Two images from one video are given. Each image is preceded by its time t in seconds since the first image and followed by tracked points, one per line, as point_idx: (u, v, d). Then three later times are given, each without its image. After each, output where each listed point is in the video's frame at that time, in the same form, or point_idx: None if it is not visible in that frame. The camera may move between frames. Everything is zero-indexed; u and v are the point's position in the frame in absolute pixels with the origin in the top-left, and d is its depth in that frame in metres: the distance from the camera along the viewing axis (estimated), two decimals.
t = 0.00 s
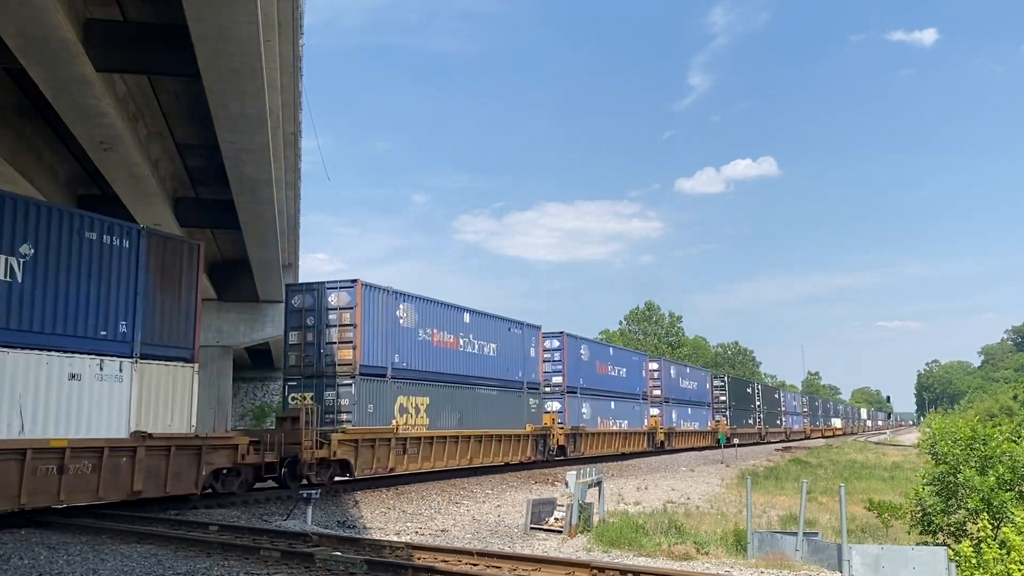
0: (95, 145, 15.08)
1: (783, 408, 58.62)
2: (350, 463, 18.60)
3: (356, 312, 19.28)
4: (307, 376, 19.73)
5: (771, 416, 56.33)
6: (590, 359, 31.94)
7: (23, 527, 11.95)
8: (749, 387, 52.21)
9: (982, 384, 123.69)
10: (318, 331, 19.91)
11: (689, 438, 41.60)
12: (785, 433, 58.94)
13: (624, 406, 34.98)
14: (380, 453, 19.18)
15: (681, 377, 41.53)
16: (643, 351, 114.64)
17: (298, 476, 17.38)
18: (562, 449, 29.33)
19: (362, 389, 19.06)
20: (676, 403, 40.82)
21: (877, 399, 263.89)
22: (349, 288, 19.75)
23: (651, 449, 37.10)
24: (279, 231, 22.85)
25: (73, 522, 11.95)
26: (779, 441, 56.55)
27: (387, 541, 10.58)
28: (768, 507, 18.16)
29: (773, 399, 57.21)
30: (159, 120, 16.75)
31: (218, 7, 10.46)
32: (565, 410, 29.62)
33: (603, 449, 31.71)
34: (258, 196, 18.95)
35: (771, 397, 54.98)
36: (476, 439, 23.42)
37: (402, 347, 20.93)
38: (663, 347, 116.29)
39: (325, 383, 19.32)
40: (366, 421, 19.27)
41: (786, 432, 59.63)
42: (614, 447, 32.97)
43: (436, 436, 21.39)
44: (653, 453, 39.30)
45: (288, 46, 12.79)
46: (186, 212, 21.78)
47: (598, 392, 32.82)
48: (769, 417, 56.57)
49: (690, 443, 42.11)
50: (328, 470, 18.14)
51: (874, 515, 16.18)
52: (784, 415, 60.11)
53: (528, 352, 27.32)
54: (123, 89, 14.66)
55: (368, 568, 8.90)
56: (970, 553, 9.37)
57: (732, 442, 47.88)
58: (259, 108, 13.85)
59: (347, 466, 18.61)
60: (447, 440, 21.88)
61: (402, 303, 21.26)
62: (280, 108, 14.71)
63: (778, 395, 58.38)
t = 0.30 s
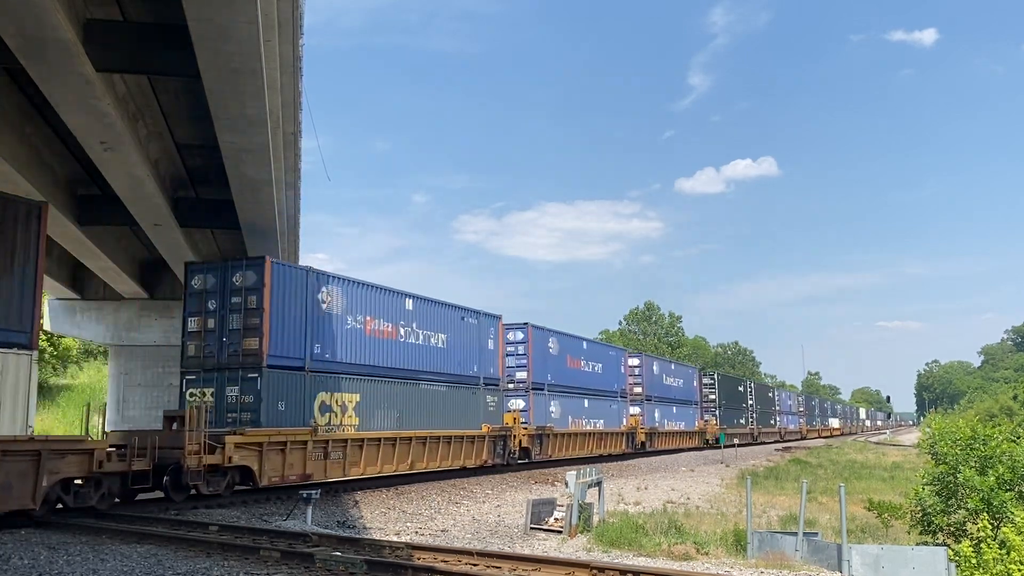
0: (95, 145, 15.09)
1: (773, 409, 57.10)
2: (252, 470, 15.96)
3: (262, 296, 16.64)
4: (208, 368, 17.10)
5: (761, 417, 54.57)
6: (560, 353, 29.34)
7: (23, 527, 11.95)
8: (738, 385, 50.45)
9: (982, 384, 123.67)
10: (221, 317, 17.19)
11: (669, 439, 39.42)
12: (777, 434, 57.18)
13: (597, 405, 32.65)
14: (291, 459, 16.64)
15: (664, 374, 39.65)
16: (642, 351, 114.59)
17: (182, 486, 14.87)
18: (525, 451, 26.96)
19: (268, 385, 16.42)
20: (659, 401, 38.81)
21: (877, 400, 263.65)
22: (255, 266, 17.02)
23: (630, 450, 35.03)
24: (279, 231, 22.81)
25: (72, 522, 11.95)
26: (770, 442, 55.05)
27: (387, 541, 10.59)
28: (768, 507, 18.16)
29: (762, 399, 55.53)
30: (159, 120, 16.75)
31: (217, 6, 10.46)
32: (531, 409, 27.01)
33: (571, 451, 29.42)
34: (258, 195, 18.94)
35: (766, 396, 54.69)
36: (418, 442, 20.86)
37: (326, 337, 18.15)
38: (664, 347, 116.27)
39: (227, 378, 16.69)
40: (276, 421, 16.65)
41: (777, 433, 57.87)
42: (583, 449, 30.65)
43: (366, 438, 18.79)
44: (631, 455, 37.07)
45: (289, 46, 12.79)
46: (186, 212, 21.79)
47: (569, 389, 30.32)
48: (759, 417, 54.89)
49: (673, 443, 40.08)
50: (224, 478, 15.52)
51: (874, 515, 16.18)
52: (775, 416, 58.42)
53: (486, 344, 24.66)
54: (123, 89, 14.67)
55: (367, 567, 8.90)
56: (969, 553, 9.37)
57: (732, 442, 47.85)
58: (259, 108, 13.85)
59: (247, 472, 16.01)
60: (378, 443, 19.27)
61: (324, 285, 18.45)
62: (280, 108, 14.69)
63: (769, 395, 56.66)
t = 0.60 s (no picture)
0: (94, 145, 15.08)
1: (765, 408, 55.34)
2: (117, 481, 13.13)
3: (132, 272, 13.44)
4: (70, 360, 13.74)
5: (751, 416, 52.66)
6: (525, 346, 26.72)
7: (23, 527, 11.95)
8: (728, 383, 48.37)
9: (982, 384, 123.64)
10: (85, 296, 13.81)
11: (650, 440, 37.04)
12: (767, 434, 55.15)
13: (569, 403, 30.01)
14: (169, 467, 13.86)
15: (646, 370, 37.46)
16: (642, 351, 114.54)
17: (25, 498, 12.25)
18: (481, 454, 24.35)
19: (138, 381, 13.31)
20: (641, 400, 36.52)
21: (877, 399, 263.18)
22: (126, 236, 13.62)
23: (607, 452, 32.79)
24: (279, 231, 22.78)
25: (73, 522, 11.95)
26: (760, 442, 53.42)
27: (387, 541, 10.59)
28: (768, 507, 18.17)
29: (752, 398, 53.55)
30: (158, 119, 16.74)
31: (217, 6, 10.45)
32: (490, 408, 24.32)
33: (537, 454, 26.80)
34: (257, 195, 18.91)
35: (759, 394, 54.42)
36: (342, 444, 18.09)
37: (219, 322, 15.17)
38: (663, 347, 116.23)
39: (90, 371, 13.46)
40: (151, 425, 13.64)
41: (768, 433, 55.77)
42: (552, 451, 28.07)
43: (273, 441, 16.00)
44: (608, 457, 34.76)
45: (289, 46, 12.79)
46: (186, 212, 21.79)
47: (536, 386, 27.73)
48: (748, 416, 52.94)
49: (655, 445, 37.76)
50: (78, 491, 12.82)
51: (874, 515, 16.18)
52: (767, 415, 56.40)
53: (434, 334, 21.88)
54: (123, 89, 14.67)
55: (368, 567, 8.89)
56: (970, 553, 9.37)
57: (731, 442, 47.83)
58: (259, 108, 13.85)
59: (112, 482, 13.26)
60: (288, 447, 16.47)
61: (220, 262, 15.42)
62: (280, 109, 14.68)
63: (759, 393, 54.65)
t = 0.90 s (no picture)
0: (95, 145, 15.09)
1: (756, 406, 53.58)
2: None
3: None
4: None
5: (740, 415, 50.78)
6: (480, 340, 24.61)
7: (23, 527, 11.95)
8: (715, 381, 46.48)
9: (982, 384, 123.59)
10: None
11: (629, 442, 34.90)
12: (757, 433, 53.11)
13: (534, 401, 27.77)
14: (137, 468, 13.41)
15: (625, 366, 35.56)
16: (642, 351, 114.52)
17: None
18: (426, 458, 22.05)
19: None
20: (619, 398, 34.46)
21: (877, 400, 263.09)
22: None
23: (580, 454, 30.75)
24: (279, 231, 22.78)
25: (73, 522, 11.95)
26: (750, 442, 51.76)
27: (387, 541, 10.59)
28: (768, 507, 18.17)
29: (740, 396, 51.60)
30: (159, 119, 16.74)
31: (218, 6, 10.45)
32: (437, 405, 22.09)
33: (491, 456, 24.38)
34: (257, 195, 18.91)
35: (753, 392, 53.83)
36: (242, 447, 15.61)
37: (74, 301, 12.87)
38: (664, 347, 116.19)
39: None
40: None
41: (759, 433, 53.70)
42: (514, 454, 25.79)
43: (145, 444, 13.49)
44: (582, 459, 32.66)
45: (289, 46, 12.79)
46: (186, 212, 21.79)
47: (495, 382, 25.51)
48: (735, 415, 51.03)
49: (635, 446, 35.59)
50: None
51: (874, 515, 16.18)
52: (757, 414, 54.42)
53: (360, 320, 19.75)
54: (123, 89, 14.67)
55: (368, 567, 8.90)
56: (970, 553, 9.36)
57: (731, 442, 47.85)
58: (259, 108, 13.86)
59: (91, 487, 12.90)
60: (166, 452, 13.98)
61: (76, 227, 13.05)
62: (280, 109, 14.67)
63: (749, 390, 52.67)
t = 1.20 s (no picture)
0: (95, 145, 15.09)
1: (743, 404, 51.65)
2: None
3: None
4: None
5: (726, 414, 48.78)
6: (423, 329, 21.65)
7: (23, 527, 11.95)
8: (701, 378, 44.31)
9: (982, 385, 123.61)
10: None
11: (603, 442, 32.40)
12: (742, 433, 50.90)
13: (491, 399, 24.95)
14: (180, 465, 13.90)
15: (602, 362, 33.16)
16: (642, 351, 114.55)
17: None
18: (357, 463, 19.23)
19: None
20: (594, 395, 32.02)
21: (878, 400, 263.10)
22: None
23: (549, 457, 28.29)
24: (279, 231, 22.77)
25: (73, 522, 11.93)
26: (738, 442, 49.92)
27: (387, 541, 10.58)
28: (768, 507, 18.17)
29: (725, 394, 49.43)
30: (159, 119, 16.74)
31: (218, 6, 10.46)
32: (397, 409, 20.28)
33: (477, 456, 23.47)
34: (257, 195, 18.91)
35: (744, 391, 52.59)
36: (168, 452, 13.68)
37: None
38: (664, 347, 116.16)
39: None
40: None
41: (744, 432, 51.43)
42: (483, 456, 24.16)
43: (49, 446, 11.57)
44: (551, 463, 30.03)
45: (289, 46, 12.79)
46: (186, 212, 21.80)
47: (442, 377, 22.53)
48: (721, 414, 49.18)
49: (610, 448, 33.18)
50: None
51: (874, 515, 16.17)
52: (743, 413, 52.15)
53: (269, 305, 16.82)
54: (124, 89, 14.66)
55: (368, 568, 8.90)
56: (970, 553, 9.36)
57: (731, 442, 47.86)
58: (259, 108, 13.87)
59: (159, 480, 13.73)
60: (115, 452, 12.63)
61: None
62: (280, 109, 14.68)
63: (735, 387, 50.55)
